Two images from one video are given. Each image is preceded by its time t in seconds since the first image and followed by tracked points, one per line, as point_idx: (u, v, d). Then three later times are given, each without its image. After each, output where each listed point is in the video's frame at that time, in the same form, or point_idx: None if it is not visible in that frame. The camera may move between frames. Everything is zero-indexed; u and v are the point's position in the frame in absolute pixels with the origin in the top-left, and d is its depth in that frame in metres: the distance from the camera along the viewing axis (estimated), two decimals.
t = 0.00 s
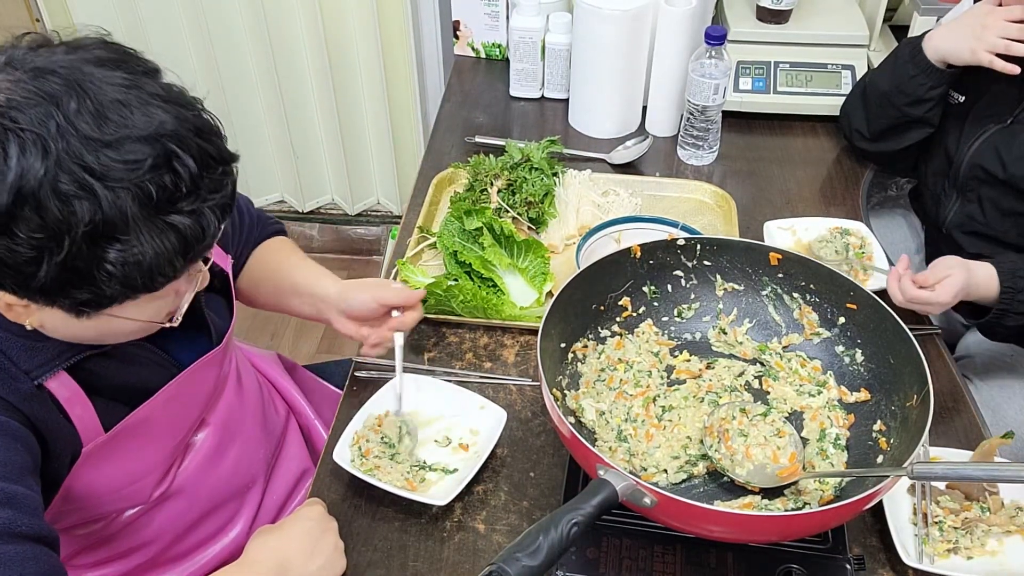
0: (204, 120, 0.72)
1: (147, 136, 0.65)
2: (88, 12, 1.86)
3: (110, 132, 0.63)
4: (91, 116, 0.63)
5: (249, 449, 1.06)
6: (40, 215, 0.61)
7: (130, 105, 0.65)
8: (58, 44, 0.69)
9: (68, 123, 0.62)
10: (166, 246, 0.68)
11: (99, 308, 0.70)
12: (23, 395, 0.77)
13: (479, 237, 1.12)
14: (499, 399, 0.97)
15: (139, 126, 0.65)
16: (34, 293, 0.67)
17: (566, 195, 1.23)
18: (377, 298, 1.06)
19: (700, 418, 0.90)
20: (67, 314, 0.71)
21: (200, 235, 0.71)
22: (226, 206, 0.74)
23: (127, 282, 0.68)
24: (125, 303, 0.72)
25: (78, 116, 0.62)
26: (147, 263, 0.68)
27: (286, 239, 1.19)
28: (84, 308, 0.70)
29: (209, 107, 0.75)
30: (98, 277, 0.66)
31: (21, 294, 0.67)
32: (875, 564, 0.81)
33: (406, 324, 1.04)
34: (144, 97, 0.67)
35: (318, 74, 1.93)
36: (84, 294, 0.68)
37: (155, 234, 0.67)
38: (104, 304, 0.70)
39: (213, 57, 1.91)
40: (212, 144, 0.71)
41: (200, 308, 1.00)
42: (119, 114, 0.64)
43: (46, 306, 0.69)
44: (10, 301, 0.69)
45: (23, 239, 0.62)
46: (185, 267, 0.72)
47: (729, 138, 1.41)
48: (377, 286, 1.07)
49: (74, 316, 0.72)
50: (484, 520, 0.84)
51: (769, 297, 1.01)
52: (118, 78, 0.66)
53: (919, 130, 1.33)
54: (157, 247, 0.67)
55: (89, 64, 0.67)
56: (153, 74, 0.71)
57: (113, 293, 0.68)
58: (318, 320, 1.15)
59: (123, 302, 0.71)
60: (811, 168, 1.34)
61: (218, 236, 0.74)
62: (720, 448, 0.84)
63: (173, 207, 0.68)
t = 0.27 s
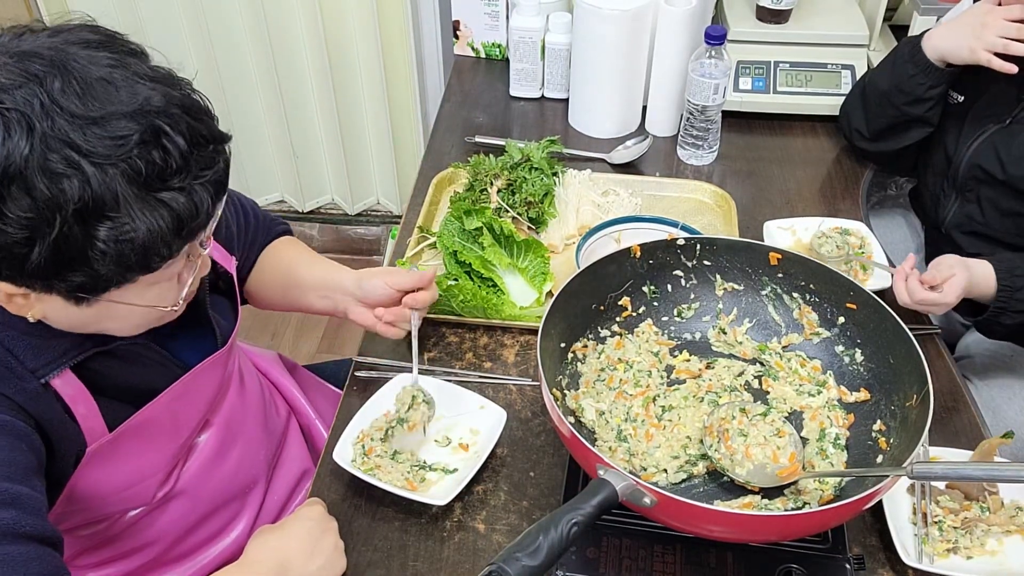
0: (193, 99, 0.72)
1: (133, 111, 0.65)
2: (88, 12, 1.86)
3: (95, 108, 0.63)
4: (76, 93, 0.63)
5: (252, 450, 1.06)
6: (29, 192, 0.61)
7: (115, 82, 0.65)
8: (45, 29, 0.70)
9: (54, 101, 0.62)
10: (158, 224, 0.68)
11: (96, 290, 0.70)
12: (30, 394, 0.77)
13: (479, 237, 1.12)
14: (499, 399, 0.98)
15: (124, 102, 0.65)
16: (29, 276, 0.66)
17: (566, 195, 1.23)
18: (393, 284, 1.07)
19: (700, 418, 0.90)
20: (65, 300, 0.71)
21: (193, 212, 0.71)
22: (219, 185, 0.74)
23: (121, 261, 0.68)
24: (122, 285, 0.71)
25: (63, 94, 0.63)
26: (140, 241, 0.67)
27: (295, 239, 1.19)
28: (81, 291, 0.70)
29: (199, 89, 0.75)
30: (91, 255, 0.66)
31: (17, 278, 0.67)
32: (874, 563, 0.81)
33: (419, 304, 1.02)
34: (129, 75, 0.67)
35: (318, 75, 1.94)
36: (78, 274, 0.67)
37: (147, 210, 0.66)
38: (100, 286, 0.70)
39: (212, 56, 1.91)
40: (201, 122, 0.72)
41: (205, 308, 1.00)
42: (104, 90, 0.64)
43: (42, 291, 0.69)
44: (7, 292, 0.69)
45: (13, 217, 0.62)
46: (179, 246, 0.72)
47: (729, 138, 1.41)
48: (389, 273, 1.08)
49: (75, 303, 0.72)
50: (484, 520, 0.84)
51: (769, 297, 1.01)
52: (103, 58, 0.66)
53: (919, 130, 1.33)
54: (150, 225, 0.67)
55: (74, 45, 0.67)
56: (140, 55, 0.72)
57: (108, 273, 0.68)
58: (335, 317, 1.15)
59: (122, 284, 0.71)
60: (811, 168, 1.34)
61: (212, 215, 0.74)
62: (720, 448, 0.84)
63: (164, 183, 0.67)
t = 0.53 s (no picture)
0: (196, 81, 0.73)
1: (137, 85, 0.65)
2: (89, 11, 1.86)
3: (99, 81, 0.64)
4: (79, 67, 0.64)
5: (255, 451, 1.06)
6: (32, 162, 0.61)
7: (118, 57, 0.66)
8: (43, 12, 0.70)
9: (58, 73, 0.62)
10: (163, 197, 0.67)
11: (99, 267, 0.70)
12: (39, 393, 0.77)
13: (479, 237, 1.12)
14: (499, 398, 0.98)
15: (127, 76, 0.65)
16: (30, 252, 0.66)
17: (566, 195, 1.23)
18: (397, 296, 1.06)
19: (700, 418, 0.90)
20: (70, 280, 0.71)
21: (198, 189, 0.71)
22: (224, 164, 0.74)
23: (125, 235, 0.67)
24: (124, 262, 0.71)
25: (67, 67, 0.63)
26: (144, 215, 0.67)
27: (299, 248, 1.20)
28: (84, 268, 0.69)
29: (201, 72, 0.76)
30: (95, 229, 0.65)
31: (20, 256, 0.66)
32: (874, 563, 0.81)
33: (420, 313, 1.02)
34: (131, 53, 0.68)
35: (318, 74, 1.94)
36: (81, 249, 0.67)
37: (151, 183, 0.66)
38: (103, 262, 0.69)
39: (212, 52, 1.91)
40: (204, 101, 0.72)
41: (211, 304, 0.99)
42: (108, 65, 0.65)
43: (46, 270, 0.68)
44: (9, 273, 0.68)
45: (16, 188, 0.61)
46: (183, 223, 0.72)
47: (729, 138, 1.41)
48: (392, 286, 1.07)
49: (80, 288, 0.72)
50: (484, 519, 0.84)
51: (769, 297, 1.01)
52: (105, 36, 0.67)
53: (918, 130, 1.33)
54: (154, 198, 0.67)
55: (76, 26, 0.68)
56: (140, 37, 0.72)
57: (112, 247, 0.68)
58: (341, 327, 1.15)
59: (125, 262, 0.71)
60: (811, 168, 1.34)
61: (217, 193, 0.74)
62: (720, 448, 0.83)
63: (168, 157, 0.67)
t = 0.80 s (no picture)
0: (148, 22, 0.71)
1: (74, 21, 0.64)
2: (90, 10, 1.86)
3: (35, 17, 0.62)
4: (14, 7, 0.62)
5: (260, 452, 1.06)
6: None
7: None
8: None
9: None
10: (116, 129, 0.65)
11: (72, 219, 0.67)
12: (60, 389, 0.77)
13: (479, 237, 1.11)
14: (499, 398, 0.98)
15: (63, 14, 0.64)
16: None
17: (566, 195, 1.23)
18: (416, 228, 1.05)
19: (700, 418, 0.90)
20: (55, 242, 0.69)
21: (155, 119, 0.67)
22: (185, 97, 0.71)
23: (84, 172, 0.64)
24: (98, 209, 0.68)
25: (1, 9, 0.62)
26: (99, 147, 0.64)
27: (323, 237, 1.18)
28: (54, 219, 0.66)
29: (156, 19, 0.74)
30: (51, 167, 0.63)
31: None
32: (874, 563, 0.81)
33: (437, 234, 1.03)
34: None
35: (318, 75, 1.94)
36: (42, 192, 0.64)
37: (101, 114, 0.64)
38: (76, 212, 0.67)
39: (212, 53, 1.91)
40: (155, 38, 0.70)
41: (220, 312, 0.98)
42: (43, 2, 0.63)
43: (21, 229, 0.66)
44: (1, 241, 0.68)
45: None
46: (148, 159, 0.68)
47: (729, 138, 1.41)
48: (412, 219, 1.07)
49: (70, 250, 0.70)
50: (484, 519, 0.84)
51: (769, 297, 1.01)
52: None
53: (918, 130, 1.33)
54: (106, 129, 0.64)
55: None
56: None
57: (75, 186, 0.64)
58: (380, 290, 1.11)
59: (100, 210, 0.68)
60: (811, 167, 1.34)
61: (179, 128, 0.71)
62: (720, 448, 0.84)
63: (118, 88, 0.65)
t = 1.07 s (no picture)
0: (155, 7, 0.71)
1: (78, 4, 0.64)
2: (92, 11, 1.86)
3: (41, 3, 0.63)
4: None
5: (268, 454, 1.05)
6: None
7: None
8: None
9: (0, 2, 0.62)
10: (124, 110, 0.65)
11: (85, 203, 0.67)
12: (88, 390, 0.77)
13: (479, 237, 1.12)
14: (499, 398, 0.97)
15: None
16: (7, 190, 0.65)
17: (566, 195, 1.23)
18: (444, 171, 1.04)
19: (700, 418, 0.90)
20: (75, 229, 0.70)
21: (162, 99, 0.67)
22: (195, 79, 0.71)
23: (93, 153, 0.65)
24: (112, 194, 0.68)
25: None
26: (106, 127, 0.64)
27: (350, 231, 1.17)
28: (68, 202, 0.66)
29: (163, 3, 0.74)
30: (59, 149, 0.63)
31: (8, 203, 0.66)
32: (874, 563, 0.81)
33: (469, 177, 1.00)
34: None
35: (319, 75, 1.94)
36: (51, 173, 0.64)
37: (107, 95, 0.64)
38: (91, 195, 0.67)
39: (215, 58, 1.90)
40: (161, 21, 0.70)
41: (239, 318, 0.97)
42: None
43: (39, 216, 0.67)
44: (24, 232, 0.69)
45: None
46: (157, 140, 0.68)
47: (729, 138, 1.41)
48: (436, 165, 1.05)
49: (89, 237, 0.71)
50: (484, 519, 0.84)
51: (769, 297, 1.01)
52: None
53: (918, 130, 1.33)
54: (113, 110, 0.64)
55: None
56: None
57: (85, 166, 0.65)
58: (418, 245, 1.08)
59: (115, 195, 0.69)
60: (811, 168, 1.34)
61: (187, 108, 0.70)
62: (720, 448, 0.84)
63: (124, 69, 0.65)
